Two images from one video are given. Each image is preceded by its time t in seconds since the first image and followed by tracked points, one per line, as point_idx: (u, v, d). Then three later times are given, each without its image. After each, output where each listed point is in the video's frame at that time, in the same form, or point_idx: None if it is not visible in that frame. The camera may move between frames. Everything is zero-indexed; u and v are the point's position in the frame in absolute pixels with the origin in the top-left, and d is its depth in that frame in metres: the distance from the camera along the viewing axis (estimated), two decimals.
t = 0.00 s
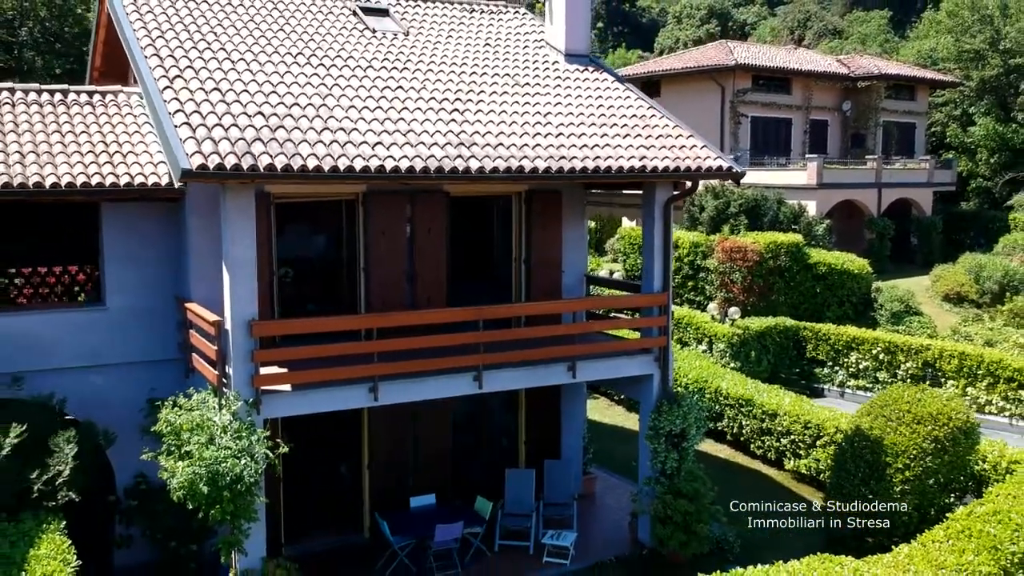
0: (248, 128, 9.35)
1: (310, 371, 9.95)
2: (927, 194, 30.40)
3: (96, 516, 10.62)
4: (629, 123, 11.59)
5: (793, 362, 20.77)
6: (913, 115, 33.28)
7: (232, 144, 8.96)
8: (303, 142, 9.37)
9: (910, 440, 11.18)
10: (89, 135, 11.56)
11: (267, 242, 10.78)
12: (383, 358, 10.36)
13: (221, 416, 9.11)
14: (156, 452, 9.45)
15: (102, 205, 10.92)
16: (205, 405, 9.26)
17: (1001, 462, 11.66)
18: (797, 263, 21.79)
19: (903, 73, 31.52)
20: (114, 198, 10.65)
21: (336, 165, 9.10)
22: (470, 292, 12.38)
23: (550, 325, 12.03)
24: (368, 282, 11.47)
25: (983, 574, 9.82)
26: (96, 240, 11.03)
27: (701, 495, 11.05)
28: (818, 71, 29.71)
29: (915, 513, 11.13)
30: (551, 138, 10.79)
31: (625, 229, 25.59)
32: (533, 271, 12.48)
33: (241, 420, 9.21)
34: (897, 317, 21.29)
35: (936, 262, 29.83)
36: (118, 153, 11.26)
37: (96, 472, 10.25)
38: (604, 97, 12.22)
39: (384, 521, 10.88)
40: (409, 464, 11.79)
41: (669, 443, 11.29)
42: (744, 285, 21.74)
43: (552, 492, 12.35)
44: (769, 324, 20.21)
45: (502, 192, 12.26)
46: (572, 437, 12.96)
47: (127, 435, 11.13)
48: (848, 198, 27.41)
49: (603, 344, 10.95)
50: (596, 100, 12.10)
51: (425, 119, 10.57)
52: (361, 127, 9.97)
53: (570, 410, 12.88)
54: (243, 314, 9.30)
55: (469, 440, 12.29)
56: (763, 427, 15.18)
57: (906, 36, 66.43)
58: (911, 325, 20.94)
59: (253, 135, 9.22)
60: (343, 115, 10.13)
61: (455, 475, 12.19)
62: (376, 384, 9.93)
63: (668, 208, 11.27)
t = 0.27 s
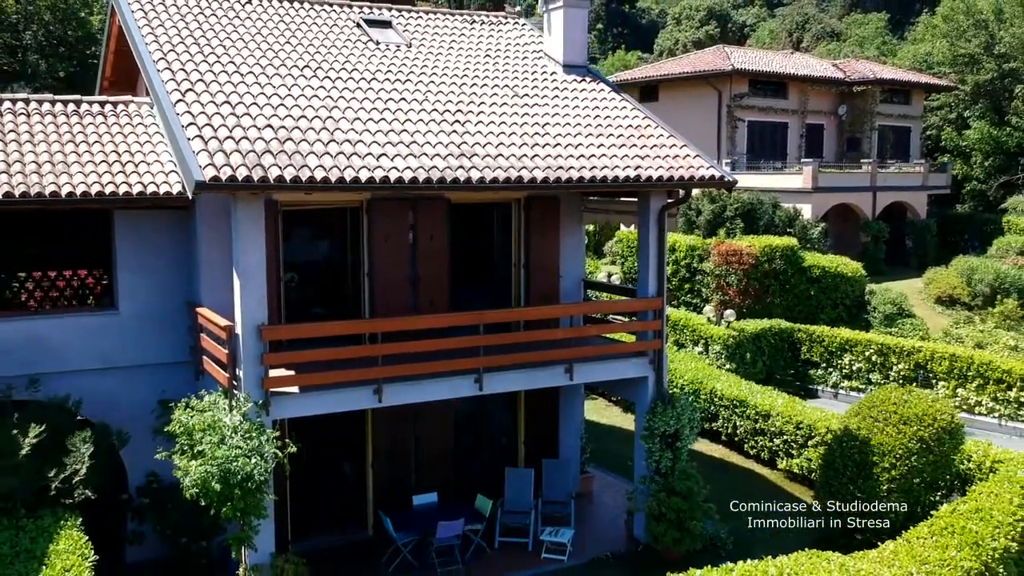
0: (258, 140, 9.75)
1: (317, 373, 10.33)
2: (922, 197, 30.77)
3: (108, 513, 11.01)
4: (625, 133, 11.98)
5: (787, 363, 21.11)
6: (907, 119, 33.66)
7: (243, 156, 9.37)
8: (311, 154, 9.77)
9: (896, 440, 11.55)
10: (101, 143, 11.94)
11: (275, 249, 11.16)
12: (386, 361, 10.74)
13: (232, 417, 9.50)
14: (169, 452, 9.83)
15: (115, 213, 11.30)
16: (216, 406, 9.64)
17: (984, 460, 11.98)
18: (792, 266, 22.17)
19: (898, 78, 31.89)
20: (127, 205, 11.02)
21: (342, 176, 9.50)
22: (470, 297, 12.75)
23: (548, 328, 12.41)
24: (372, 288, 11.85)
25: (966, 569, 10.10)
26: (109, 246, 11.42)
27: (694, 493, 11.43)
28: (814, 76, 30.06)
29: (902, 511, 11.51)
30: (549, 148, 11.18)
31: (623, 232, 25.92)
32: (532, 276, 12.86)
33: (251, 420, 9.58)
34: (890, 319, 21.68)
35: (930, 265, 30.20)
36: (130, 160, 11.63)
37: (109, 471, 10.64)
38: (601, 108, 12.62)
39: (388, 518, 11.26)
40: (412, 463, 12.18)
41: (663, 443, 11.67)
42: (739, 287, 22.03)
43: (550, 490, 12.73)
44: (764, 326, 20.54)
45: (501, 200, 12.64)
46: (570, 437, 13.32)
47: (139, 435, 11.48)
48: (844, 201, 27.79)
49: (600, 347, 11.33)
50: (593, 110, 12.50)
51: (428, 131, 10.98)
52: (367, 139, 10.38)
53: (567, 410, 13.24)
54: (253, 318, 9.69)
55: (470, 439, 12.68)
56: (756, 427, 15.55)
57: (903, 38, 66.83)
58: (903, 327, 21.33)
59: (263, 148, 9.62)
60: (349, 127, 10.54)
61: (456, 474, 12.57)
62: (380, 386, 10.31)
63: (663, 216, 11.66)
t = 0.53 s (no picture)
0: (267, 151, 10.14)
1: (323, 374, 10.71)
2: (916, 200, 31.15)
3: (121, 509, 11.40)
4: (621, 141, 12.36)
5: (782, 364, 21.46)
6: (903, 123, 34.03)
7: (253, 166, 9.76)
8: (317, 164, 10.16)
9: (883, 439, 11.96)
10: (114, 151, 12.32)
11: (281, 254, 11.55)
12: (390, 362, 11.11)
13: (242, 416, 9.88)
14: (181, 451, 10.20)
15: (126, 219, 11.67)
16: (226, 405, 10.01)
17: (970, 460, 12.32)
18: (787, 269, 22.55)
19: (893, 82, 32.27)
20: (138, 213, 11.38)
21: (348, 185, 9.88)
22: (471, 300, 13.13)
23: (547, 331, 12.78)
24: (375, 291, 12.23)
25: (948, 564, 10.56)
26: (122, 252, 11.80)
27: (687, 490, 11.81)
28: (810, 80, 30.45)
29: (889, 508, 11.96)
30: (547, 157, 11.56)
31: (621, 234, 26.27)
32: (531, 279, 13.24)
33: (260, 420, 9.95)
34: (883, 320, 22.07)
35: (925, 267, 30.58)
36: (141, 168, 11.99)
37: (122, 469, 11.01)
38: (598, 116, 13.00)
39: (391, 515, 11.63)
40: (414, 461, 12.56)
41: (658, 442, 12.05)
42: (736, 289, 22.53)
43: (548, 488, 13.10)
44: (759, 327, 20.89)
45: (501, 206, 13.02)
46: (567, 436, 13.70)
47: (150, 435, 11.86)
48: (839, 204, 28.17)
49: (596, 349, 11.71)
50: (590, 119, 12.88)
51: (430, 140, 11.37)
52: (371, 149, 10.77)
53: (565, 410, 13.62)
54: (262, 321, 10.07)
55: (470, 438, 13.06)
56: (750, 426, 15.92)
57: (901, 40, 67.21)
58: (896, 328, 21.72)
59: (272, 158, 10.01)
60: (354, 137, 10.93)
61: (457, 471, 12.95)
62: (384, 386, 10.69)
63: (657, 222, 12.05)
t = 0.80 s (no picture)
0: (275, 159, 10.53)
1: (329, 375, 11.07)
2: (911, 202, 31.53)
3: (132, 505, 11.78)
4: (617, 149, 12.74)
5: (777, 364, 21.82)
6: (898, 126, 34.41)
7: (262, 174, 10.14)
8: (324, 172, 10.55)
9: (872, 437, 12.40)
10: (125, 158, 12.69)
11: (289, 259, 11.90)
12: (393, 362, 11.50)
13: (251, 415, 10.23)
14: (192, 448, 10.58)
15: (138, 224, 12.03)
16: (236, 404, 10.39)
17: (956, 457, 12.62)
18: (782, 271, 22.93)
19: (889, 85, 32.65)
20: (150, 218, 11.75)
21: (354, 193, 10.27)
22: (471, 302, 13.50)
23: (545, 332, 13.15)
24: (380, 294, 12.61)
25: (933, 556, 10.90)
26: (133, 255, 12.18)
27: (681, 487, 12.17)
28: (807, 84, 30.81)
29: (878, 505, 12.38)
30: (546, 164, 11.94)
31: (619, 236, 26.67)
32: (530, 282, 13.63)
33: (269, 418, 10.32)
34: (877, 321, 22.46)
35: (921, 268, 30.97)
36: (152, 174, 12.36)
37: (134, 465, 11.39)
38: (595, 124, 13.37)
39: (394, 511, 12.00)
40: (416, 459, 12.95)
41: (653, 440, 12.42)
42: (732, 291, 22.92)
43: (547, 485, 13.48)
44: (754, 328, 21.23)
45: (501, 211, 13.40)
46: (565, 435, 14.07)
47: (161, 433, 12.23)
48: (834, 206, 28.55)
49: (593, 350, 12.08)
50: (587, 127, 13.26)
51: (432, 148, 11.74)
52: (375, 157, 11.15)
53: (563, 410, 14.01)
54: (271, 324, 10.47)
55: (471, 437, 13.43)
56: (744, 425, 16.30)
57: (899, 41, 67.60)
58: (890, 329, 22.08)
59: (280, 166, 10.40)
60: (359, 146, 11.31)
61: (458, 469, 13.33)
62: (388, 387, 11.08)
63: (653, 227, 12.44)
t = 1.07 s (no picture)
0: (284, 167, 10.92)
1: (335, 374, 11.46)
2: (907, 204, 31.91)
3: (144, 500, 12.15)
4: (614, 155, 13.12)
5: (773, 364, 22.16)
6: (894, 128, 34.78)
7: (272, 181, 10.53)
8: (331, 179, 10.94)
9: (861, 435, 12.92)
10: (136, 163, 13.07)
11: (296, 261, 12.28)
12: (397, 362, 11.89)
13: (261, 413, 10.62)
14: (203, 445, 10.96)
15: (149, 228, 12.41)
16: (245, 403, 10.77)
17: (943, 454, 12.83)
18: (778, 272, 23.30)
19: (884, 89, 33.01)
20: (161, 223, 12.13)
21: (360, 199, 10.65)
22: (472, 304, 13.88)
23: (544, 333, 13.53)
24: (384, 296, 12.99)
25: (920, 550, 11.20)
26: (145, 258, 12.56)
27: (676, 483, 12.56)
28: (803, 87, 31.16)
29: (862, 500, 12.92)
30: (545, 170, 12.32)
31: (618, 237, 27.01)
32: (529, 285, 14.02)
33: (278, 416, 10.70)
34: (871, 322, 22.84)
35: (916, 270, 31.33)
36: (163, 179, 12.74)
37: (147, 462, 11.78)
38: (592, 131, 13.76)
39: (398, 506, 12.38)
40: (419, 456, 13.33)
41: (649, 438, 12.81)
42: (729, 292, 23.36)
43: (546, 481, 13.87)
44: (750, 329, 21.56)
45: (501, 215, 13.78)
46: (563, 433, 14.46)
47: (172, 431, 12.62)
48: (830, 208, 28.94)
49: (591, 351, 12.47)
50: (585, 133, 13.65)
51: (435, 154, 12.13)
52: (380, 164, 11.54)
53: (562, 408, 14.40)
54: (279, 325, 10.85)
55: (472, 434, 13.82)
56: (738, 424, 16.68)
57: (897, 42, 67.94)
58: (884, 330, 22.48)
59: (289, 173, 10.78)
60: (364, 153, 11.70)
61: (460, 466, 13.71)
62: (393, 386, 11.47)
63: (649, 231, 12.84)
